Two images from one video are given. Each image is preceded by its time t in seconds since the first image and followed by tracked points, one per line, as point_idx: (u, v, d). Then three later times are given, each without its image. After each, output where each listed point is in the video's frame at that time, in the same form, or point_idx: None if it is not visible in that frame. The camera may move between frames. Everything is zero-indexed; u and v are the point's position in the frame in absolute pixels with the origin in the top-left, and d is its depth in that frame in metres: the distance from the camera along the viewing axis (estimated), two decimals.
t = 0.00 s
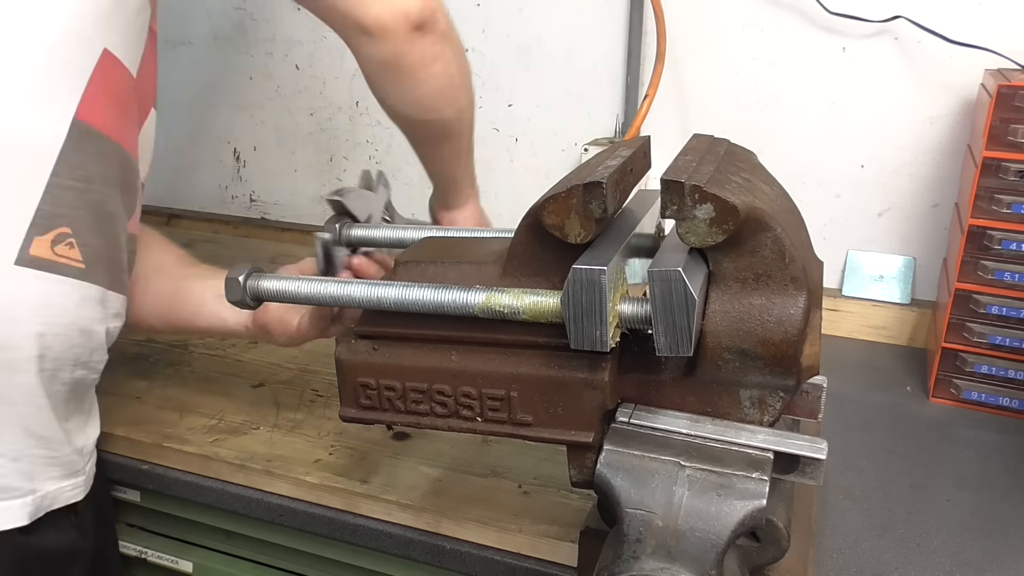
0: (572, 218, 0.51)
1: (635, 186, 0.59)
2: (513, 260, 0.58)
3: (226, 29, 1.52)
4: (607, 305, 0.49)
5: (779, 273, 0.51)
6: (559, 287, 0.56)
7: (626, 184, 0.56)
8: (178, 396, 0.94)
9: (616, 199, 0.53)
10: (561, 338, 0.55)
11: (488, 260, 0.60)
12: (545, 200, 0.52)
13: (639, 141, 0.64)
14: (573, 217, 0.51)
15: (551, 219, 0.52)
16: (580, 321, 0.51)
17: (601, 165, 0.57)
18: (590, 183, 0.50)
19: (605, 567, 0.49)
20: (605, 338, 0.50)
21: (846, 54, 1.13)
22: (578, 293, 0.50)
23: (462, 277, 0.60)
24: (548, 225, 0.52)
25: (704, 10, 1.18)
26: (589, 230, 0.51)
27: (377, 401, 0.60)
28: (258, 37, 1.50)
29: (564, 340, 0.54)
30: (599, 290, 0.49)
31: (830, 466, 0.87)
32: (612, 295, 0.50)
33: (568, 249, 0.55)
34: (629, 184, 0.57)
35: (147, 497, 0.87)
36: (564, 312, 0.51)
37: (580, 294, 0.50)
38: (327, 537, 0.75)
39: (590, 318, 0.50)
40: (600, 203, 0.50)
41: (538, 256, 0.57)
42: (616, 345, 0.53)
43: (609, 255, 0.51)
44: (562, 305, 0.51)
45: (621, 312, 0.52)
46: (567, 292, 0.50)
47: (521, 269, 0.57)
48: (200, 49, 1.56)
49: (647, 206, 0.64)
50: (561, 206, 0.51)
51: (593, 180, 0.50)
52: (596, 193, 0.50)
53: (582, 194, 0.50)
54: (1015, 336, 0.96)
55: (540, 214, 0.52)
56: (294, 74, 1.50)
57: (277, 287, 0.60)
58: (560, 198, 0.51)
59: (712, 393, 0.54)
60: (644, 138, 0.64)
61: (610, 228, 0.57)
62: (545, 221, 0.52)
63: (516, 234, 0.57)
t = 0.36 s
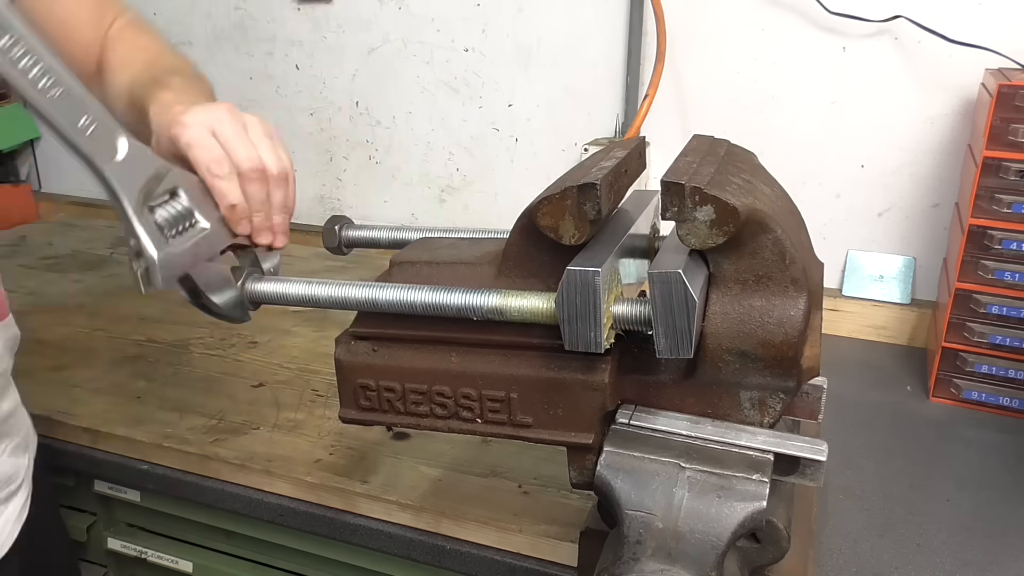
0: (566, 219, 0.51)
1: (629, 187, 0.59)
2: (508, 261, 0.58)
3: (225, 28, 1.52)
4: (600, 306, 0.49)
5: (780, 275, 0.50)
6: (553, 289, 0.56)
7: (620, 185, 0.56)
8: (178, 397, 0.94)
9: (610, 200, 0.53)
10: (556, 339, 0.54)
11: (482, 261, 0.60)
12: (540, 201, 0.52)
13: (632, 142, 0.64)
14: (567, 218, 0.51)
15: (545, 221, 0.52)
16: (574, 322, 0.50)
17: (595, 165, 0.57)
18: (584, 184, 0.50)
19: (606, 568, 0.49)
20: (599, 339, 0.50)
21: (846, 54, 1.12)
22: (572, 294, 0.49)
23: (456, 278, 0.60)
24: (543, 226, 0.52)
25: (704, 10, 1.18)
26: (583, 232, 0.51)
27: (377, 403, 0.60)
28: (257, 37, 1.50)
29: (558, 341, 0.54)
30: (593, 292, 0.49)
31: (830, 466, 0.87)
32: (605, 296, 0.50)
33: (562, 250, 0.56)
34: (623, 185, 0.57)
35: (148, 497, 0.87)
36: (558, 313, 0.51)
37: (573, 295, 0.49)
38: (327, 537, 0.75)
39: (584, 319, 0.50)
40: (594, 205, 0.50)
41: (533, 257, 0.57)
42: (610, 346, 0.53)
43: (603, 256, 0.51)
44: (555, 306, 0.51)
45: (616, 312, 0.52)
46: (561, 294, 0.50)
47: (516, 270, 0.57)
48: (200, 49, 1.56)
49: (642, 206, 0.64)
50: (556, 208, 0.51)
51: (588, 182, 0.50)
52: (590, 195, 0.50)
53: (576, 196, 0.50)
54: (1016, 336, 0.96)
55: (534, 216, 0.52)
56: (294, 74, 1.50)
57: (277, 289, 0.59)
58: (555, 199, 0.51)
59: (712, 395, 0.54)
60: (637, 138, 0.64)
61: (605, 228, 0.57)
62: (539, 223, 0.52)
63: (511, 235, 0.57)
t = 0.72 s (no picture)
0: (558, 218, 0.51)
1: (621, 186, 0.60)
2: (501, 260, 0.58)
3: (226, 29, 1.52)
4: (591, 303, 0.49)
5: (779, 273, 0.51)
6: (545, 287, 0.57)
7: (612, 185, 0.56)
8: (178, 397, 0.94)
9: (602, 200, 0.53)
10: (547, 337, 0.54)
11: (475, 260, 0.60)
12: (531, 200, 0.52)
13: (625, 141, 0.64)
14: (559, 217, 0.51)
15: (537, 219, 0.52)
16: (565, 320, 0.51)
17: (587, 165, 0.57)
18: (575, 183, 0.50)
19: (606, 567, 0.49)
20: (590, 338, 0.50)
21: (846, 54, 1.13)
22: (563, 292, 0.50)
23: (450, 277, 0.60)
24: (534, 225, 0.52)
25: (704, 10, 1.18)
26: (575, 230, 0.51)
27: (378, 402, 0.60)
28: (258, 37, 1.50)
29: (550, 340, 0.54)
30: (583, 289, 0.49)
31: (830, 466, 0.87)
32: (596, 294, 0.50)
33: (554, 249, 0.56)
34: (615, 184, 0.57)
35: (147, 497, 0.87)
36: (549, 310, 0.51)
37: (564, 293, 0.50)
38: (327, 537, 0.75)
39: (575, 316, 0.50)
40: (585, 204, 0.50)
41: (525, 256, 0.57)
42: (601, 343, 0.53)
43: (594, 254, 0.51)
44: (546, 304, 0.51)
45: (607, 310, 0.52)
46: (551, 291, 0.50)
47: (508, 268, 0.57)
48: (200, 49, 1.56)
49: (636, 206, 0.64)
50: (547, 207, 0.51)
51: (579, 181, 0.50)
52: (581, 194, 0.50)
53: (567, 195, 0.51)
54: (1015, 336, 0.96)
55: (526, 215, 0.53)
56: (294, 74, 1.50)
57: (278, 287, 0.59)
58: (546, 198, 0.51)
59: (711, 394, 0.54)
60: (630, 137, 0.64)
61: (597, 228, 0.57)
62: (531, 222, 0.52)
63: (504, 234, 0.58)
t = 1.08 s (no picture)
0: (549, 218, 0.51)
1: (613, 186, 0.60)
2: (493, 260, 0.58)
3: (226, 29, 1.52)
4: (582, 302, 0.49)
5: (779, 274, 0.51)
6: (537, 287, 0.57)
7: (604, 185, 0.56)
8: (178, 397, 0.94)
9: (593, 200, 0.53)
10: (540, 337, 0.54)
11: (469, 259, 0.60)
12: (523, 200, 0.52)
13: (617, 141, 0.64)
14: (551, 217, 0.51)
15: (529, 219, 0.52)
16: (556, 319, 0.51)
17: (580, 165, 0.57)
18: (567, 183, 0.50)
19: (606, 567, 0.49)
20: (581, 336, 0.50)
21: (846, 54, 1.13)
22: (555, 291, 0.50)
23: (443, 277, 0.60)
24: (526, 225, 0.52)
25: (704, 10, 1.18)
26: (566, 230, 0.51)
27: (378, 402, 0.60)
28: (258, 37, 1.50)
29: (543, 340, 0.54)
30: (574, 288, 0.49)
31: (830, 466, 0.87)
32: (588, 293, 0.50)
33: (546, 249, 0.56)
34: (607, 184, 0.57)
35: (147, 497, 0.87)
36: (540, 309, 0.51)
37: (556, 292, 0.50)
38: (327, 537, 0.75)
39: (566, 316, 0.50)
40: (577, 204, 0.51)
41: (518, 255, 0.57)
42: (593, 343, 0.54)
43: (586, 253, 0.51)
44: (537, 303, 0.51)
45: (599, 309, 0.52)
46: (543, 290, 0.50)
47: (501, 268, 0.58)
48: (200, 50, 1.56)
49: (628, 206, 0.64)
50: (539, 206, 0.51)
51: (570, 181, 0.50)
52: (573, 193, 0.50)
53: (558, 195, 0.51)
54: (1016, 336, 0.96)
55: (518, 215, 0.53)
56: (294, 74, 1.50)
57: (278, 287, 0.59)
58: (538, 198, 0.51)
59: (711, 394, 0.54)
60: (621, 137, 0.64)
61: (589, 228, 0.57)
62: (523, 222, 0.52)
63: (496, 234, 0.58)
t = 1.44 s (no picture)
0: (540, 218, 0.51)
1: (604, 186, 0.60)
2: (484, 259, 0.58)
3: (226, 29, 1.52)
4: (570, 301, 0.50)
5: (779, 273, 0.51)
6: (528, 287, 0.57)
7: (594, 185, 0.56)
8: (178, 396, 0.94)
9: (583, 200, 0.53)
10: (529, 337, 0.54)
11: (460, 259, 0.60)
12: (513, 200, 0.52)
13: (608, 142, 0.64)
14: (541, 217, 0.51)
15: (520, 219, 0.52)
16: (546, 319, 0.51)
17: (570, 165, 0.57)
18: (556, 183, 0.50)
19: (606, 567, 0.49)
20: (570, 335, 0.51)
21: (846, 54, 1.13)
22: (544, 290, 0.50)
23: (435, 276, 0.60)
24: (516, 225, 0.52)
25: (704, 10, 1.18)
26: (557, 230, 0.52)
27: (378, 402, 0.60)
28: (258, 37, 1.50)
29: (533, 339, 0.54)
30: (563, 287, 0.49)
31: (830, 466, 0.87)
32: (576, 293, 0.50)
33: (537, 248, 0.56)
34: (598, 185, 0.58)
35: (147, 497, 0.87)
36: (530, 308, 0.51)
37: (545, 291, 0.50)
38: (327, 537, 0.75)
39: (555, 315, 0.50)
40: (566, 204, 0.51)
41: (508, 255, 0.57)
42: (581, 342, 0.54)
43: (575, 253, 0.51)
44: (526, 302, 0.51)
45: (587, 309, 0.52)
46: (532, 289, 0.50)
47: (492, 268, 0.58)
48: (200, 50, 1.56)
49: (621, 206, 0.65)
50: (529, 206, 0.51)
51: (560, 181, 0.50)
52: (562, 194, 0.50)
53: (548, 195, 0.51)
54: (1016, 336, 0.96)
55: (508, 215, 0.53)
56: (294, 74, 1.50)
57: (278, 288, 0.59)
58: (528, 198, 0.51)
59: (712, 394, 0.54)
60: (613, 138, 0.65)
61: (579, 228, 0.57)
62: (513, 222, 0.53)
63: (487, 234, 0.58)
